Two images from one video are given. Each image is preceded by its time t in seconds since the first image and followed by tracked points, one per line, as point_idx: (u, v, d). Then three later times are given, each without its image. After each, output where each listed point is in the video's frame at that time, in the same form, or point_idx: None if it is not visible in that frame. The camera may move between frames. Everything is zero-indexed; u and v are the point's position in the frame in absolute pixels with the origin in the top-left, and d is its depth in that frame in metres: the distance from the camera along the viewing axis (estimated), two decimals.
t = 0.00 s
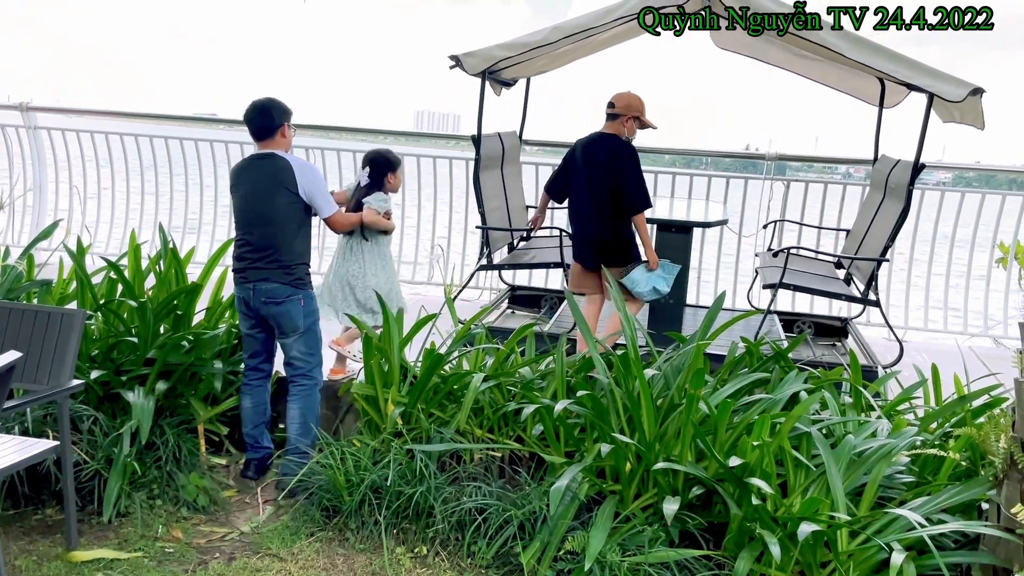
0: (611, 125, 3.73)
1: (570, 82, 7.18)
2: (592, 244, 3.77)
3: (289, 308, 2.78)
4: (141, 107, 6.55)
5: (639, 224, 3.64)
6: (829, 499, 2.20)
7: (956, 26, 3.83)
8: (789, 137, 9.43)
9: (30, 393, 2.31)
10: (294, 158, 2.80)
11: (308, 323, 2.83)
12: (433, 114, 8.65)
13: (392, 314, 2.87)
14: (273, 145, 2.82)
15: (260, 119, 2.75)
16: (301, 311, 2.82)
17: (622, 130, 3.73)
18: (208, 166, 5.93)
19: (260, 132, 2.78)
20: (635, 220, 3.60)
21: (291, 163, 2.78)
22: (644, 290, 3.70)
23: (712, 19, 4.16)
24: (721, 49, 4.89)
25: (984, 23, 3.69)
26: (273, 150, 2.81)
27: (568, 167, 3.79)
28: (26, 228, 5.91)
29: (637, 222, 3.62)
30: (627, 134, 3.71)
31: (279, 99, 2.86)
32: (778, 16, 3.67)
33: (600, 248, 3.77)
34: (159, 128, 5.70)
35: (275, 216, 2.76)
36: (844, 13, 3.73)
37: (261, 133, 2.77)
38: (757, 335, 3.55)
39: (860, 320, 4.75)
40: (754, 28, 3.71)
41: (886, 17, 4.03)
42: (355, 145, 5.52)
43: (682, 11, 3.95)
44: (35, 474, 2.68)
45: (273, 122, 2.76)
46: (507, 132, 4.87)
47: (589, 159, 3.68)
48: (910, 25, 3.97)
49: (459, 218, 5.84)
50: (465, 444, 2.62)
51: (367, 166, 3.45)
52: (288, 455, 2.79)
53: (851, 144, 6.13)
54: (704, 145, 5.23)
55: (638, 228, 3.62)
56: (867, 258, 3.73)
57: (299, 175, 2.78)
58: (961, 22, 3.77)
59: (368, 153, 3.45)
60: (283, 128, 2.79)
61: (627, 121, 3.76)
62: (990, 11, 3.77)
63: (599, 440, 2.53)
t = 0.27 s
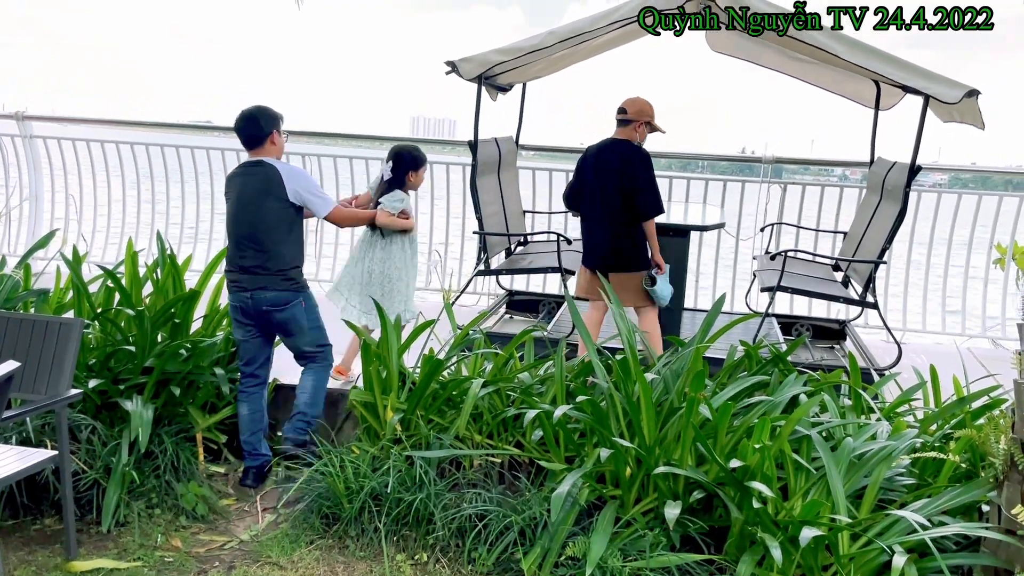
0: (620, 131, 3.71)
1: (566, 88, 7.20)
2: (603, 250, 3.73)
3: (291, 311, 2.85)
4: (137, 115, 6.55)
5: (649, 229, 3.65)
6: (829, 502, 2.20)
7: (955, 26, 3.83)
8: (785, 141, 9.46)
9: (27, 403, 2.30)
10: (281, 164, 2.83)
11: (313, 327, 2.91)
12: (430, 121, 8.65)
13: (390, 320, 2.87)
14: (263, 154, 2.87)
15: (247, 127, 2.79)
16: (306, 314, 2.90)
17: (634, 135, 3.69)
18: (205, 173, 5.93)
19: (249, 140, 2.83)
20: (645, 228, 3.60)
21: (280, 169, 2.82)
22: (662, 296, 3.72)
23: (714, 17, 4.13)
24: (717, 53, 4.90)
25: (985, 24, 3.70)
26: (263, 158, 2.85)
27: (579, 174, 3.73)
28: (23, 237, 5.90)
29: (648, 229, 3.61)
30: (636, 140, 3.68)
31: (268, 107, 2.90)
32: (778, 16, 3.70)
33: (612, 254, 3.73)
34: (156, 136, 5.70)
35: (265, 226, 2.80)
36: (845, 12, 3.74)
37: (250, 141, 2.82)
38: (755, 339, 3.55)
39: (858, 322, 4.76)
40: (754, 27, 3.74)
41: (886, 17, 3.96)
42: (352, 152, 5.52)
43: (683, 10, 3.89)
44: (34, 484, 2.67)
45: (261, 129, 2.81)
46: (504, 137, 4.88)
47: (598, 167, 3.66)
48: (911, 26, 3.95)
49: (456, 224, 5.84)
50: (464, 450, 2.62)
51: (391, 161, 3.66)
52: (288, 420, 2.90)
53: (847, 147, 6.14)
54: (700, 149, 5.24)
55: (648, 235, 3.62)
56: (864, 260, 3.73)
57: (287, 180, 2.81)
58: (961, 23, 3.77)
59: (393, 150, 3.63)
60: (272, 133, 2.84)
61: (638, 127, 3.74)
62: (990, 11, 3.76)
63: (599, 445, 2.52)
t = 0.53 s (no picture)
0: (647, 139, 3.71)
1: (560, 95, 7.21)
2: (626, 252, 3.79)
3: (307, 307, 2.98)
4: (132, 126, 6.55)
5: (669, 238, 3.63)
6: (832, 507, 2.20)
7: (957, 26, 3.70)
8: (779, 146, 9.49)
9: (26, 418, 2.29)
10: (280, 174, 2.82)
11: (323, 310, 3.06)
12: (424, 130, 8.66)
13: (389, 329, 2.87)
14: (266, 164, 2.87)
15: (248, 139, 2.80)
16: (317, 301, 3.03)
17: (663, 145, 3.68)
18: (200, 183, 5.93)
19: (251, 150, 2.83)
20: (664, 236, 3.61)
21: (280, 179, 2.82)
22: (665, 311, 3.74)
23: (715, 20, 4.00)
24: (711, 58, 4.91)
25: (985, 23, 3.58)
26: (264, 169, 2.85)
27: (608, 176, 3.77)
28: (18, 249, 5.89)
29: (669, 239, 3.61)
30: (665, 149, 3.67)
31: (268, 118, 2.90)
32: (778, 16, 3.70)
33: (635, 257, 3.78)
34: (151, 147, 5.70)
35: (271, 233, 2.82)
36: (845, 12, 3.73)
37: (252, 153, 2.83)
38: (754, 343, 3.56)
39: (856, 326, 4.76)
40: (755, 27, 3.69)
41: (886, 18, 3.79)
42: (348, 161, 5.52)
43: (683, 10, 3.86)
44: (33, 497, 2.66)
45: (261, 140, 2.81)
46: (500, 145, 4.89)
47: (623, 173, 3.68)
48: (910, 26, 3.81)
49: (452, 232, 5.84)
50: (465, 458, 2.61)
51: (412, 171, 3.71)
52: (295, 369, 3.17)
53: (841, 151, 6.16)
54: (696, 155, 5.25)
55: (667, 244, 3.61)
56: (861, 264, 3.74)
57: (286, 189, 2.80)
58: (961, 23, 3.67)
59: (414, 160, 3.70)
60: (273, 143, 2.84)
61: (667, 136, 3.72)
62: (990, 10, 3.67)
63: (600, 453, 2.52)
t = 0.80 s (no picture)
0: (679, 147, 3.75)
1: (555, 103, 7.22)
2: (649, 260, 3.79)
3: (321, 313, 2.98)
4: (125, 136, 6.54)
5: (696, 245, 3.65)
6: (830, 515, 2.19)
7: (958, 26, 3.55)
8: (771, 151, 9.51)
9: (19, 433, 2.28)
10: (296, 185, 2.85)
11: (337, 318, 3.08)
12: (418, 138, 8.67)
13: (386, 339, 2.86)
14: (278, 177, 2.90)
15: (261, 152, 2.84)
16: (329, 307, 3.05)
17: (695, 151, 3.72)
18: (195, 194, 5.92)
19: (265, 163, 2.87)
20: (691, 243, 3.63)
21: (294, 191, 2.83)
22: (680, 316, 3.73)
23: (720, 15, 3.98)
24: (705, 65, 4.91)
25: (986, 23, 3.41)
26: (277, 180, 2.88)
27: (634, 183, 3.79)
28: (12, 261, 5.87)
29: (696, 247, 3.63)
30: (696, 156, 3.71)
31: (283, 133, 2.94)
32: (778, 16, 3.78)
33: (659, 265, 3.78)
34: (145, 157, 5.69)
35: (285, 241, 2.83)
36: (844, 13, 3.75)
37: (265, 165, 2.86)
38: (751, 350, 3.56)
39: (852, 331, 4.77)
40: (756, 27, 3.70)
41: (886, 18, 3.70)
42: (343, 170, 5.52)
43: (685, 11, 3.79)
44: (28, 512, 2.64)
45: (274, 153, 2.85)
46: (495, 153, 4.89)
47: (657, 176, 3.68)
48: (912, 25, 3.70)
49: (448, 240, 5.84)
50: (462, 469, 2.60)
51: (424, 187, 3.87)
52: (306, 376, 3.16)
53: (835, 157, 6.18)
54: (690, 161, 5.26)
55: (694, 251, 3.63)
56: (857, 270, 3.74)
57: (299, 199, 2.82)
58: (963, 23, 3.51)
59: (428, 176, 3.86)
60: (285, 156, 2.87)
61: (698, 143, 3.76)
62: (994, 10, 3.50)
63: (598, 462, 2.51)
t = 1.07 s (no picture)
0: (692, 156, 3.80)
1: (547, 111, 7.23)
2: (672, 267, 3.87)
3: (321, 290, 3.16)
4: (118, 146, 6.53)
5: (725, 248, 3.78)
6: (825, 523, 2.19)
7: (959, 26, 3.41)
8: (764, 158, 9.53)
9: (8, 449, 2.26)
10: (320, 167, 3.06)
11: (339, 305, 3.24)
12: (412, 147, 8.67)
13: (379, 348, 2.85)
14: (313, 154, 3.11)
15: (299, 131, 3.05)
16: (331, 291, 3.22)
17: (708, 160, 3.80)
18: (188, 203, 5.91)
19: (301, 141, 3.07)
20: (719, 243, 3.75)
21: (316, 171, 3.05)
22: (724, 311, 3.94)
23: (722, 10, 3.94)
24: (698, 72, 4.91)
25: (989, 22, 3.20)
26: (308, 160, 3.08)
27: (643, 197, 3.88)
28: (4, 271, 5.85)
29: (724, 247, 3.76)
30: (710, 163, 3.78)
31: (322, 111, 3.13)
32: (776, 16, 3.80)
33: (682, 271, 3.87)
34: (137, 167, 5.68)
35: (299, 218, 3.05)
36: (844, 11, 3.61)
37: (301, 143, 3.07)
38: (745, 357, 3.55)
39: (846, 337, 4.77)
40: (756, 27, 3.71)
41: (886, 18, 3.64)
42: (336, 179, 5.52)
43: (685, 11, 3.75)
44: (19, 527, 2.62)
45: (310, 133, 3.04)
46: (488, 161, 4.89)
47: (671, 185, 3.80)
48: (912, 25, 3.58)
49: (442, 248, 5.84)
50: (456, 480, 2.59)
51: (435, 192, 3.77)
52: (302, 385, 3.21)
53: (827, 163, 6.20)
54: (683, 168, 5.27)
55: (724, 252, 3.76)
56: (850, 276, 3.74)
57: (321, 181, 3.03)
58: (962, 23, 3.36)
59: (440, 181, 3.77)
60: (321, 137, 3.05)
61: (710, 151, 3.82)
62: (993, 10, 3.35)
63: (592, 471, 2.50)
